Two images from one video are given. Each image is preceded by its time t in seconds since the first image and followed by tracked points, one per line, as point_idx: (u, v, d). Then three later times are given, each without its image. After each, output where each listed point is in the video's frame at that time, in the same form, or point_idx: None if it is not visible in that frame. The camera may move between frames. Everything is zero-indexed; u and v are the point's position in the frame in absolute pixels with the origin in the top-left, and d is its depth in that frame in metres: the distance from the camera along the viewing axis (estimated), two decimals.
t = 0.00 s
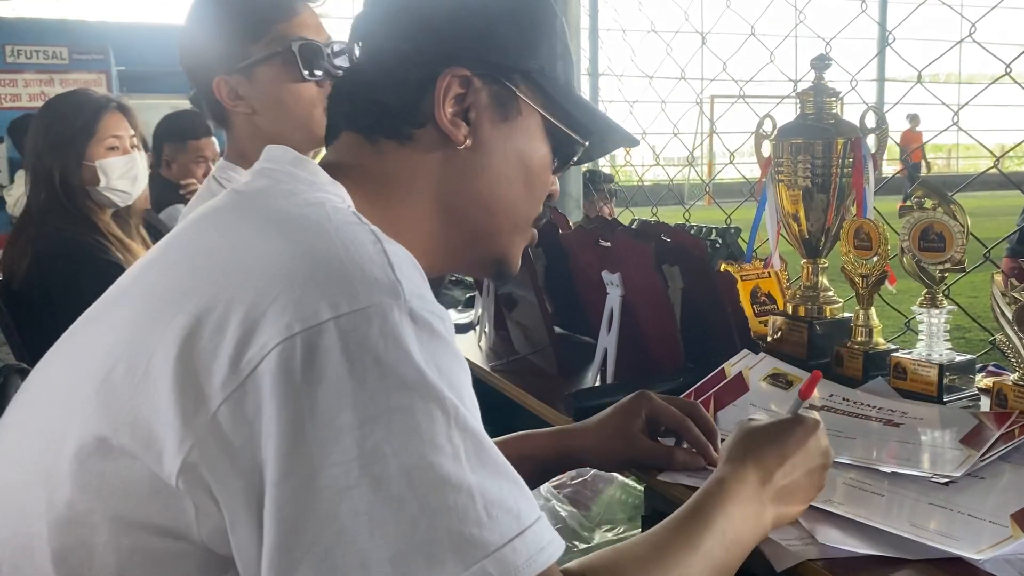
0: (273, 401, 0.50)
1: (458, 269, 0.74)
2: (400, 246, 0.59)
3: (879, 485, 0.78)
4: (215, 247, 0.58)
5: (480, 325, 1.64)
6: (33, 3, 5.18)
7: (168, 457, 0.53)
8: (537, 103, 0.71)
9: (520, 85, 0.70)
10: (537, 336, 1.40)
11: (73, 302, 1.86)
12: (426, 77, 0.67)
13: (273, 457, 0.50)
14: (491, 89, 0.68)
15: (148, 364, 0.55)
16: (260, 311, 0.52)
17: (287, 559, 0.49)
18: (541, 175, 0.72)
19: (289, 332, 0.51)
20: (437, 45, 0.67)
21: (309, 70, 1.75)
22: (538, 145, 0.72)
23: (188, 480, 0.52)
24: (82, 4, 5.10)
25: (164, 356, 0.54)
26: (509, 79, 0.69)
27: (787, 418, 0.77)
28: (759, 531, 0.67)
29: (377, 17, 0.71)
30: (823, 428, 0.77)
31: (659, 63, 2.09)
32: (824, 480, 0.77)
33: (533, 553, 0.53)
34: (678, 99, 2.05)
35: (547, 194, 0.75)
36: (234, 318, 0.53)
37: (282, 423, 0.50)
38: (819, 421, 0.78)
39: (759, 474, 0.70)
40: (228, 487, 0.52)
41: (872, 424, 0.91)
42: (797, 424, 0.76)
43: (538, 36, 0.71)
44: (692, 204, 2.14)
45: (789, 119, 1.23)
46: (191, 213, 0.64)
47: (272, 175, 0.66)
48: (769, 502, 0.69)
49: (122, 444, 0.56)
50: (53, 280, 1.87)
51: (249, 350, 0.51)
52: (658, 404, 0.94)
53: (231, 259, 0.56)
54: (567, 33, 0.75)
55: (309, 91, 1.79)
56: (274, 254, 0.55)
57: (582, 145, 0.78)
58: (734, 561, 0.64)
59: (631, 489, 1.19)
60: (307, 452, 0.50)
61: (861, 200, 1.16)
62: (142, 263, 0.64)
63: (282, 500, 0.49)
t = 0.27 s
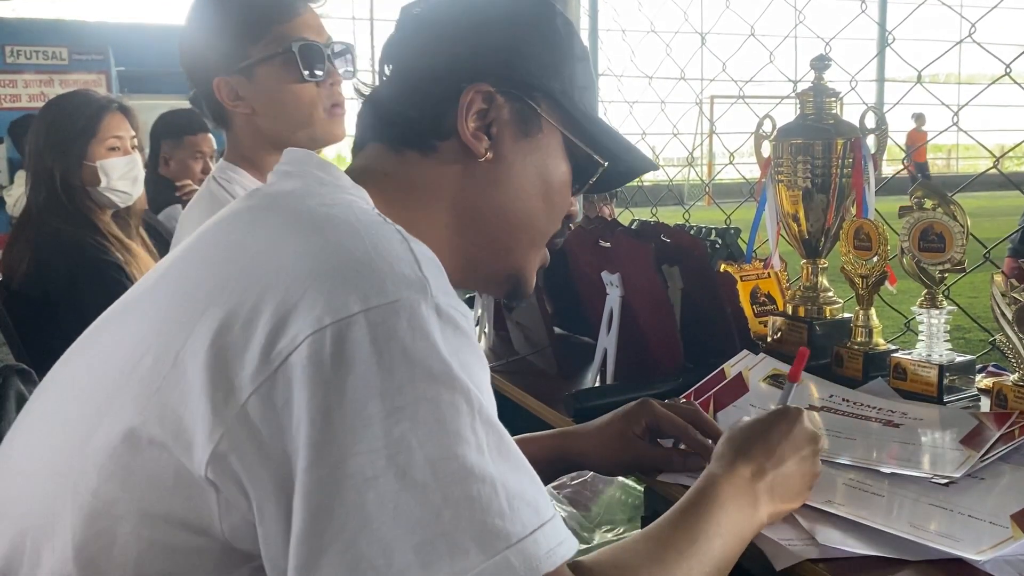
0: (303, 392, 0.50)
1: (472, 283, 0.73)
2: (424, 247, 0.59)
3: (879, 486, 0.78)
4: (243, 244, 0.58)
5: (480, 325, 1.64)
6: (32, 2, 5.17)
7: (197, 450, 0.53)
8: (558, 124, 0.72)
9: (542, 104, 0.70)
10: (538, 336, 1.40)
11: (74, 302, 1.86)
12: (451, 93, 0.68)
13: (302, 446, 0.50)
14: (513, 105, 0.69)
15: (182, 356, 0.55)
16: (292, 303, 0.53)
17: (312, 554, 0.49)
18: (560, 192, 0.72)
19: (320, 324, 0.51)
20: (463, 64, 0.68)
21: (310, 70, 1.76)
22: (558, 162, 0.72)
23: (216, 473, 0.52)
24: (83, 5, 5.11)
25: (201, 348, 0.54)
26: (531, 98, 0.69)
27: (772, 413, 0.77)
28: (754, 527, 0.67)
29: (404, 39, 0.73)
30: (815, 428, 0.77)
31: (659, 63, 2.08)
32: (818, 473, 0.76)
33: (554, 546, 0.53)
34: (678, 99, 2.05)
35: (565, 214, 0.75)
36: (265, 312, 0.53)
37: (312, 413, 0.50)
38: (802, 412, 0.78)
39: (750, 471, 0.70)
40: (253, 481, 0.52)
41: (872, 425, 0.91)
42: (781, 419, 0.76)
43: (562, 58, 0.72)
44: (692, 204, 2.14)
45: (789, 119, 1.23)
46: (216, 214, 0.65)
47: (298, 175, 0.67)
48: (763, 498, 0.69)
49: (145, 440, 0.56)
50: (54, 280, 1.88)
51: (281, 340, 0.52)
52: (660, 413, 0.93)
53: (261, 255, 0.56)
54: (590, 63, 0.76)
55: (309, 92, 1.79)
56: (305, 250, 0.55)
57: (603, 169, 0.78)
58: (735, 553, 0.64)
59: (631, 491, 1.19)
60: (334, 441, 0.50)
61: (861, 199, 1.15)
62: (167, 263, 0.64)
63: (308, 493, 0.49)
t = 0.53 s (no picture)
0: (328, 374, 0.51)
1: (488, 290, 0.71)
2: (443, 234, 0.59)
3: (878, 486, 0.78)
4: (265, 232, 0.59)
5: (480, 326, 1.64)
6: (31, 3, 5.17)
7: (223, 441, 0.53)
8: (575, 136, 0.72)
9: (560, 117, 0.70)
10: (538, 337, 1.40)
11: (76, 302, 1.87)
12: (475, 103, 0.69)
13: (326, 426, 0.50)
14: (532, 117, 0.69)
15: (210, 344, 0.56)
16: (318, 285, 0.53)
17: (335, 543, 0.50)
18: (577, 202, 0.72)
19: (345, 305, 0.52)
20: (483, 78, 0.69)
21: (309, 71, 1.76)
22: (574, 173, 0.72)
23: (242, 462, 0.53)
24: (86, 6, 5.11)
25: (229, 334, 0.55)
26: (551, 111, 0.70)
27: (776, 419, 0.78)
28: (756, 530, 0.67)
29: (427, 54, 0.74)
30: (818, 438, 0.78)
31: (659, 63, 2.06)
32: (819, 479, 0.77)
33: (571, 524, 0.54)
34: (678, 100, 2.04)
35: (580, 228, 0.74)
36: (290, 296, 0.54)
37: (338, 395, 0.50)
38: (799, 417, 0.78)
39: (752, 474, 0.70)
40: (277, 471, 0.52)
41: (872, 425, 0.91)
42: (785, 425, 0.77)
43: (580, 73, 0.72)
44: (691, 205, 2.14)
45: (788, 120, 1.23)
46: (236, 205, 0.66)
47: (317, 171, 0.68)
48: (767, 501, 0.69)
49: (165, 433, 0.56)
50: (54, 279, 1.88)
51: (307, 321, 0.52)
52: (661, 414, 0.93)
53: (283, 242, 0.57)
54: (609, 81, 0.77)
55: (308, 93, 1.79)
56: (328, 236, 0.56)
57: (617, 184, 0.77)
58: (738, 557, 0.64)
59: (631, 492, 1.18)
60: (358, 419, 0.50)
61: (861, 200, 1.15)
62: (189, 254, 0.65)
63: (333, 478, 0.50)
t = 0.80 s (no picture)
0: (336, 358, 0.51)
1: (494, 292, 0.71)
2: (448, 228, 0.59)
3: (877, 487, 0.78)
4: (272, 225, 0.59)
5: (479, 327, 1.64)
6: (31, 3, 5.17)
7: (233, 430, 0.54)
8: (580, 143, 0.71)
9: (566, 124, 0.70)
10: (538, 338, 1.40)
11: (75, 301, 1.86)
12: (480, 111, 0.69)
13: (334, 411, 0.51)
14: (538, 124, 0.69)
15: (220, 333, 0.56)
16: (327, 272, 0.53)
17: (343, 532, 0.50)
18: (582, 208, 0.72)
19: (352, 291, 0.52)
20: (488, 85, 0.70)
21: (306, 73, 1.76)
22: (580, 180, 0.72)
23: (252, 452, 0.53)
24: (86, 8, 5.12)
25: (237, 321, 0.55)
26: (557, 118, 0.70)
27: (776, 421, 0.78)
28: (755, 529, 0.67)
29: (436, 63, 0.75)
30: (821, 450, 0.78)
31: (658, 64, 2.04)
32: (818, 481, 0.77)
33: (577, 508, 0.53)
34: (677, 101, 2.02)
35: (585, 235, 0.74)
36: (299, 285, 0.54)
37: (346, 381, 0.51)
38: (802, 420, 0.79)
39: (750, 474, 0.70)
40: (285, 462, 0.52)
41: (871, 426, 0.91)
42: (782, 425, 0.77)
43: (585, 81, 0.73)
44: (690, 206, 2.14)
45: (787, 121, 1.24)
46: (242, 203, 0.66)
47: (322, 169, 0.68)
48: (763, 501, 0.69)
49: (173, 426, 0.56)
50: (53, 279, 1.88)
51: (316, 308, 0.52)
52: (661, 416, 0.93)
53: (291, 234, 0.57)
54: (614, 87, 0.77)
55: (305, 94, 1.79)
56: (335, 227, 0.56)
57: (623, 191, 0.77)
58: (736, 555, 0.64)
59: (630, 492, 1.18)
60: (366, 404, 0.51)
61: (860, 201, 1.15)
62: (196, 251, 0.65)
63: (340, 467, 0.50)
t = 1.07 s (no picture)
0: (338, 354, 0.51)
1: (497, 293, 0.71)
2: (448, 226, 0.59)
3: (877, 487, 0.78)
4: (273, 224, 0.59)
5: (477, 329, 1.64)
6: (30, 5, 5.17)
7: (235, 427, 0.54)
8: (581, 145, 0.71)
9: (566, 126, 0.70)
10: (537, 339, 1.40)
11: (76, 304, 1.86)
12: (479, 113, 0.69)
13: (336, 407, 0.50)
14: (538, 126, 0.69)
15: (223, 330, 0.56)
16: (329, 269, 0.53)
17: (343, 530, 0.50)
18: (583, 209, 0.72)
19: (354, 288, 0.52)
20: (488, 88, 0.70)
21: (303, 74, 1.76)
22: (581, 181, 0.72)
23: (254, 449, 0.53)
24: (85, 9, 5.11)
25: (239, 317, 0.55)
26: (557, 120, 0.70)
27: (775, 421, 0.78)
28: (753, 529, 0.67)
29: (436, 66, 0.75)
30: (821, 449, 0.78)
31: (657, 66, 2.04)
32: (818, 481, 0.77)
33: (578, 504, 0.53)
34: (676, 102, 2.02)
35: (586, 236, 0.74)
36: (301, 283, 0.54)
37: (348, 378, 0.50)
38: (801, 420, 0.79)
39: (749, 475, 0.70)
40: (287, 459, 0.52)
41: (870, 427, 0.91)
42: (781, 426, 0.77)
43: (586, 83, 0.73)
44: (689, 207, 2.14)
45: (786, 122, 1.24)
46: (242, 203, 0.66)
47: (322, 169, 0.68)
48: (762, 501, 0.69)
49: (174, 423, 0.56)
50: (53, 280, 1.87)
51: (317, 305, 0.52)
52: (660, 417, 0.93)
53: (292, 233, 0.57)
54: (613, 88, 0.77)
55: (303, 96, 1.80)
56: (336, 225, 0.56)
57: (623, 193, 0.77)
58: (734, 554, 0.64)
59: (629, 493, 1.19)
60: (367, 400, 0.51)
61: (859, 201, 1.15)
62: (199, 251, 0.65)
63: (341, 464, 0.50)
